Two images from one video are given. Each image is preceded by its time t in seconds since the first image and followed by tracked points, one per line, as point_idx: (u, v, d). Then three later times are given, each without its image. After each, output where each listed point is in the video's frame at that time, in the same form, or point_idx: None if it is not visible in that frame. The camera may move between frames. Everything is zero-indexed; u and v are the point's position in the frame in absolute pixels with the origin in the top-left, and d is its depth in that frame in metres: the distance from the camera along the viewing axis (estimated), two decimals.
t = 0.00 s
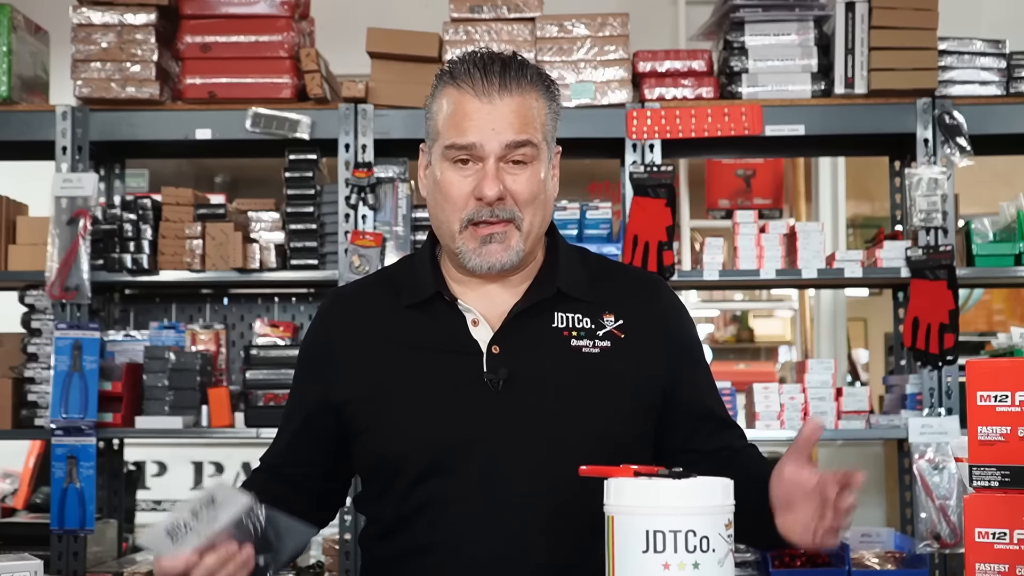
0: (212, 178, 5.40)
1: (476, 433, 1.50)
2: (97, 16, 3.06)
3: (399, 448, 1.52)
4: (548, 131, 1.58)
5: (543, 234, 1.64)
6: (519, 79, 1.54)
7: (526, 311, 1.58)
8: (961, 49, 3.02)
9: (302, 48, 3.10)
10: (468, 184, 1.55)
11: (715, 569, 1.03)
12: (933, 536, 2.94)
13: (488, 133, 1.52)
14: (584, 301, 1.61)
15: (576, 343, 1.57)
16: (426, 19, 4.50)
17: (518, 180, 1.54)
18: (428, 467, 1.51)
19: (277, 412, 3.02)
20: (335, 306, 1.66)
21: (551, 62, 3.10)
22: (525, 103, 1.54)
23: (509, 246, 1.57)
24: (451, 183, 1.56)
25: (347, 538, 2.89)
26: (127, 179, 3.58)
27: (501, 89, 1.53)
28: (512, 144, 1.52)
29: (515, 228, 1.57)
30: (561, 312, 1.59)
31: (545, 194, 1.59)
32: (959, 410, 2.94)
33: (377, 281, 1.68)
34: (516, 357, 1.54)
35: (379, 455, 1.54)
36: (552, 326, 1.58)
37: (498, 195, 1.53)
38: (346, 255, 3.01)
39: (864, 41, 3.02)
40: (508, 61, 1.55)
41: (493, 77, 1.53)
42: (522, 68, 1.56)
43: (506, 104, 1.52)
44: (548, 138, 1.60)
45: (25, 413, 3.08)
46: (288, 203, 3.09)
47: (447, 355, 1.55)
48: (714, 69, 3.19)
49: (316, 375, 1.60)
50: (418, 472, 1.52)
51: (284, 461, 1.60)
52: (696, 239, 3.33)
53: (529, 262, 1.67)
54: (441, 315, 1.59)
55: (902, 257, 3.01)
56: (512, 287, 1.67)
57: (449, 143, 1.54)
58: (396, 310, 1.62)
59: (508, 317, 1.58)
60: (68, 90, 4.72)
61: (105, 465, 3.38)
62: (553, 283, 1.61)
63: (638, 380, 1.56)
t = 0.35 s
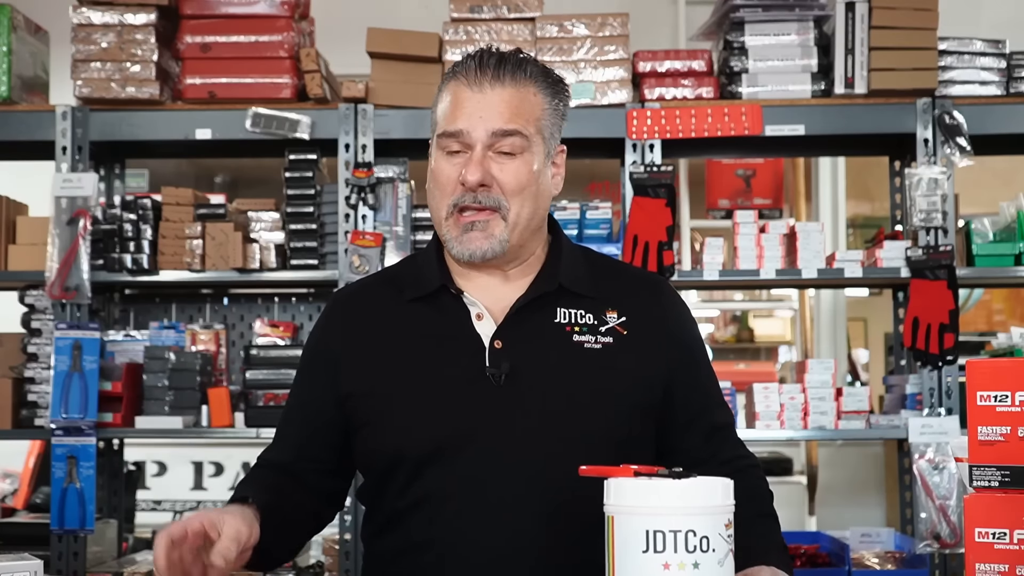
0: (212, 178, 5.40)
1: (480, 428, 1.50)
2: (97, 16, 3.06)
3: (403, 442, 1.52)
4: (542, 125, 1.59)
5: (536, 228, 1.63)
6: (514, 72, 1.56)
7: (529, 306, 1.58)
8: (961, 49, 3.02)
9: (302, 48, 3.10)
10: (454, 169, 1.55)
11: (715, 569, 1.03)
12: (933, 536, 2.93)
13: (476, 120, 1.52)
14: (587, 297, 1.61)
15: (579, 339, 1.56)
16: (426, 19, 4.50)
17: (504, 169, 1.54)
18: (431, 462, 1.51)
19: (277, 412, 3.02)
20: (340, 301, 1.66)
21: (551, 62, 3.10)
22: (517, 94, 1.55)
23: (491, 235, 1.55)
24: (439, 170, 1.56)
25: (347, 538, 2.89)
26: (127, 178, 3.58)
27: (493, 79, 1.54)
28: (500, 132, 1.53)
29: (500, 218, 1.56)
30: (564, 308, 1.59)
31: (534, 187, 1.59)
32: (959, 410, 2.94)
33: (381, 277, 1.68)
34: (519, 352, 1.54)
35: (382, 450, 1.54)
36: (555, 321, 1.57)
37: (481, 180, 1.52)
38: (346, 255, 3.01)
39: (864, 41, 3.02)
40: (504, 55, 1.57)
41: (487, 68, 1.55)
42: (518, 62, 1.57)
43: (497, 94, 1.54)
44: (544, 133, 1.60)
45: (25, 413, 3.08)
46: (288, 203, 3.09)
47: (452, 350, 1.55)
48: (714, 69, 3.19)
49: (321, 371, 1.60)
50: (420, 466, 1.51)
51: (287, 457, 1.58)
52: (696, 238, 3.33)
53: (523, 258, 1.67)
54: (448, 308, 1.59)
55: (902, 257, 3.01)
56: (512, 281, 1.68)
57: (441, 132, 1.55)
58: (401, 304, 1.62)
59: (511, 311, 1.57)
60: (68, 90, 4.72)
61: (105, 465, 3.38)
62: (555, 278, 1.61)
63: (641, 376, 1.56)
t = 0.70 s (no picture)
0: (212, 178, 5.40)
1: (484, 441, 1.50)
2: (97, 16, 3.06)
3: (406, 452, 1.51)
4: (551, 147, 1.58)
5: (541, 248, 1.63)
6: (526, 94, 1.54)
7: (534, 320, 1.57)
8: (961, 49, 3.02)
9: (302, 49, 3.10)
10: (463, 194, 1.53)
11: (715, 568, 1.03)
12: (933, 536, 2.93)
13: (487, 145, 1.50)
14: (591, 307, 1.60)
15: (582, 352, 1.56)
16: (426, 19, 4.50)
17: (514, 195, 1.53)
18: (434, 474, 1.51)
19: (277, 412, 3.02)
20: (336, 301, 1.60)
21: (551, 62, 3.10)
22: (529, 117, 1.53)
23: (498, 262, 1.55)
24: (447, 191, 1.54)
25: (347, 538, 2.89)
26: (127, 179, 3.58)
27: (505, 102, 1.52)
28: (511, 158, 1.51)
29: (507, 244, 1.55)
30: (567, 319, 1.59)
31: (542, 211, 1.58)
32: (958, 410, 2.94)
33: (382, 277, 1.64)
34: (523, 366, 1.53)
35: (387, 459, 1.52)
36: (558, 334, 1.57)
37: (491, 209, 1.51)
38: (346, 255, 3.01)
39: (864, 41, 3.02)
40: (516, 74, 1.54)
41: (499, 89, 1.52)
42: (530, 83, 1.55)
43: (509, 118, 1.51)
44: (552, 154, 1.59)
45: (25, 413, 3.08)
46: (289, 203, 3.09)
47: (455, 361, 1.53)
48: (714, 69, 3.19)
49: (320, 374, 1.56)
50: (423, 477, 1.51)
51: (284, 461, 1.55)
52: (696, 239, 3.33)
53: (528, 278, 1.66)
54: (454, 320, 1.57)
55: (902, 257, 3.01)
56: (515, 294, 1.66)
57: (449, 152, 1.52)
58: (403, 314, 1.58)
59: (517, 327, 1.56)
60: (68, 90, 4.72)
61: (105, 465, 3.38)
62: (560, 290, 1.60)
63: (643, 387, 1.57)
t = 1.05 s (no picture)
0: (212, 178, 5.39)
1: (488, 448, 1.50)
2: (97, 16, 3.06)
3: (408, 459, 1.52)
4: (557, 148, 1.57)
5: (549, 248, 1.62)
6: (531, 96, 1.53)
7: (539, 326, 1.57)
8: (961, 49, 3.02)
9: (302, 48, 3.10)
10: (470, 198, 1.53)
11: (715, 569, 1.03)
12: (933, 536, 2.93)
13: (494, 149, 1.49)
14: (597, 313, 1.60)
15: (588, 358, 1.56)
16: (426, 19, 4.50)
17: (522, 199, 1.53)
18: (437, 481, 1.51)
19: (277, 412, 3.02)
20: (340, 308, 1.62)
21: (551, 62, 3.10)
22: (535, 120, 1.52)
23: (508, 266, 1.56)
24: (454, 195, 1.54)
25: (347, 538, 2.89)
26: (127, 179, 3.59)
27: (511, 105, 1.51)
28: (519, 162, 1.50)
29: (516, 247, 1.56)
30: (572, 325, 1.58)
31: (550, 213, 1.58)
32: (958, 410, 2.94)
33: (383, 283, 1.65)
34: (528, 373, 1.53)
35: (389, 467, 1.53)
36: (563, 340, 1.57)
37: (501, 213, 1.51)
38: (346, 255, 3.01)
39: (864, 41, 3.02)
40: (520, 76, 1.53)
41: (505, 93, 1.51)
42: (534, 84, 1.54)
43: (516, 121, 1.50)
44: (558, 155, 1.58)
45: (25, 413, 3.08)
46: (289, 203, 3.09)
47: (457, 366, 1.54)
48: (714, 69, 3.19)
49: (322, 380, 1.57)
50: (426, 484, 1.51)
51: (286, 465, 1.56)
52: (695, 239, 3.33)
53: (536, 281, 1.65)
54: (455, 327, 1.57)
55: (902, 257, 3.01)
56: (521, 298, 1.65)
57: (456, 156, 1.52)
58: (406, 320, 1.59)
59: (522, 333, 1.55)
60: (68, 90, 4.72)
61: (105, 465, 3.38)
62: (565, 296, 1.60)
63: (648, 394, 1.57)
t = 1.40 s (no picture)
0: (212, 178, 5.39)
1: (480, 438, 1.50)
2: (97, 16, 3.06)
3: (402, 453, 1.53)
4: (558, 135, 1.57)
5: (549, 235, 1.63)
6: (533, 81, 1.53)
7: (528, 315, 1.58)
8: (961, 49, 3.02)
9: (302, 48, 3.10)
10: (472, 181, 1.54)
11: (715, 569, 1.03)
12: (933, 536, 2.93)
13: (496, 131, 1.50)
14: (589, 305, 1.60)
15: (579, 348, 1.56)
16: (426, 19, 4.50)
17: (523, 181, 1.53)
18: (430, 472, 1.51)
19: (277, 412, 3.02)
20: (337, 309, 1.66)
21: (551, 62, 3.10)
22: (536, 105, 1.52)
23: (507, 246, 1.56)
24: (455, 179, 1.55)
25: (347, 538, 2.89)
26: (127, 179, 3.59)
27: (513, 89, 1.51)
28: (520, 144, 1.51)
29: (516, 230, 1.56)
30: (564, 317, 1.59)
31: (550, 198, 1.57)
32: (959, 410, 2.94)
33: (382, 283, 1.68)
34: (518, 364, 1.54)
35: (383, 460, 1.54)
36: (555, 331, 1.57)
37: (502, 194, 1.51)
38: (346, 255, 3.01)
39: (864, 41, 3.02)
40: (522, 63, 1.54)
41: (507, 77, 1.52)
42: (536, 70, 1.54)
43: (517, 105, 1.51)
44: (559, 142, 1.58)
45: (25, 413, 3.08)
46: (289, 203, 3.09)
47: (447, 358, 1.55)
48: (714, 69, 3.20)
49: (320, 379, 1.61)
50: (419, 476, 1.52)
51: (288, 463, 1.60)
52: (695, 239, 3.33)
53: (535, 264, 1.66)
54: (445, 319, 1.59)
55: (902, 257, 3.01)
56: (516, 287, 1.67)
57: (458, 140, 1.53)
58: (399, 314, 1.61)
59: (512, 322, 1.57)
60: (68, 90, 4.72)
61: (105, 465, 3.38)
62: (556, 287, 1.60)
63: (641, 386, 1.56)
